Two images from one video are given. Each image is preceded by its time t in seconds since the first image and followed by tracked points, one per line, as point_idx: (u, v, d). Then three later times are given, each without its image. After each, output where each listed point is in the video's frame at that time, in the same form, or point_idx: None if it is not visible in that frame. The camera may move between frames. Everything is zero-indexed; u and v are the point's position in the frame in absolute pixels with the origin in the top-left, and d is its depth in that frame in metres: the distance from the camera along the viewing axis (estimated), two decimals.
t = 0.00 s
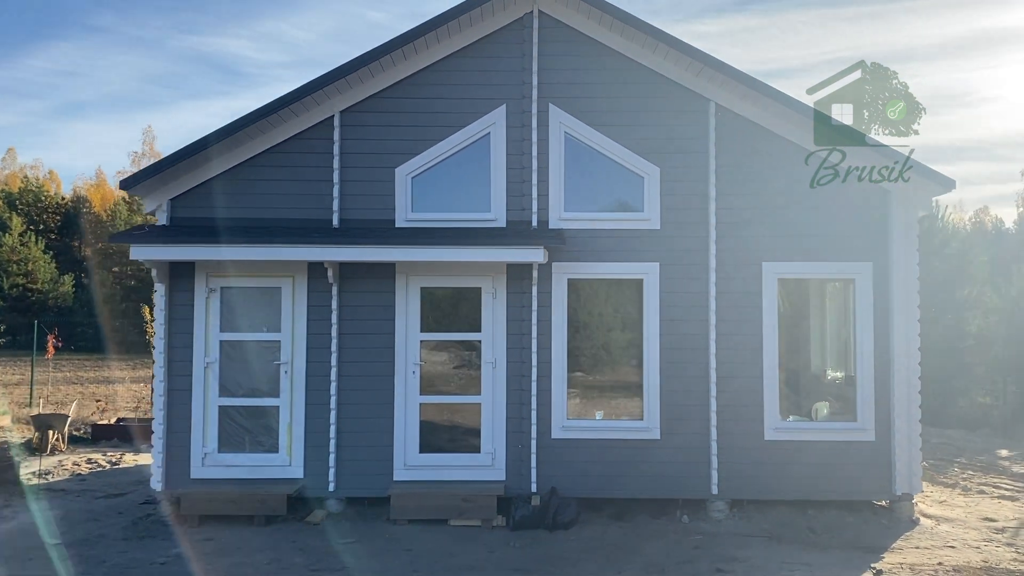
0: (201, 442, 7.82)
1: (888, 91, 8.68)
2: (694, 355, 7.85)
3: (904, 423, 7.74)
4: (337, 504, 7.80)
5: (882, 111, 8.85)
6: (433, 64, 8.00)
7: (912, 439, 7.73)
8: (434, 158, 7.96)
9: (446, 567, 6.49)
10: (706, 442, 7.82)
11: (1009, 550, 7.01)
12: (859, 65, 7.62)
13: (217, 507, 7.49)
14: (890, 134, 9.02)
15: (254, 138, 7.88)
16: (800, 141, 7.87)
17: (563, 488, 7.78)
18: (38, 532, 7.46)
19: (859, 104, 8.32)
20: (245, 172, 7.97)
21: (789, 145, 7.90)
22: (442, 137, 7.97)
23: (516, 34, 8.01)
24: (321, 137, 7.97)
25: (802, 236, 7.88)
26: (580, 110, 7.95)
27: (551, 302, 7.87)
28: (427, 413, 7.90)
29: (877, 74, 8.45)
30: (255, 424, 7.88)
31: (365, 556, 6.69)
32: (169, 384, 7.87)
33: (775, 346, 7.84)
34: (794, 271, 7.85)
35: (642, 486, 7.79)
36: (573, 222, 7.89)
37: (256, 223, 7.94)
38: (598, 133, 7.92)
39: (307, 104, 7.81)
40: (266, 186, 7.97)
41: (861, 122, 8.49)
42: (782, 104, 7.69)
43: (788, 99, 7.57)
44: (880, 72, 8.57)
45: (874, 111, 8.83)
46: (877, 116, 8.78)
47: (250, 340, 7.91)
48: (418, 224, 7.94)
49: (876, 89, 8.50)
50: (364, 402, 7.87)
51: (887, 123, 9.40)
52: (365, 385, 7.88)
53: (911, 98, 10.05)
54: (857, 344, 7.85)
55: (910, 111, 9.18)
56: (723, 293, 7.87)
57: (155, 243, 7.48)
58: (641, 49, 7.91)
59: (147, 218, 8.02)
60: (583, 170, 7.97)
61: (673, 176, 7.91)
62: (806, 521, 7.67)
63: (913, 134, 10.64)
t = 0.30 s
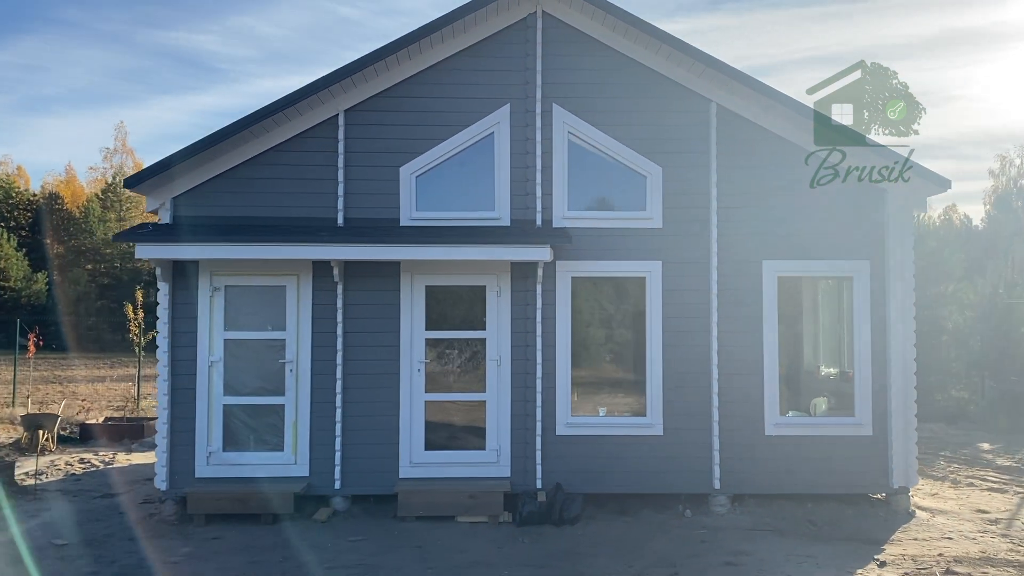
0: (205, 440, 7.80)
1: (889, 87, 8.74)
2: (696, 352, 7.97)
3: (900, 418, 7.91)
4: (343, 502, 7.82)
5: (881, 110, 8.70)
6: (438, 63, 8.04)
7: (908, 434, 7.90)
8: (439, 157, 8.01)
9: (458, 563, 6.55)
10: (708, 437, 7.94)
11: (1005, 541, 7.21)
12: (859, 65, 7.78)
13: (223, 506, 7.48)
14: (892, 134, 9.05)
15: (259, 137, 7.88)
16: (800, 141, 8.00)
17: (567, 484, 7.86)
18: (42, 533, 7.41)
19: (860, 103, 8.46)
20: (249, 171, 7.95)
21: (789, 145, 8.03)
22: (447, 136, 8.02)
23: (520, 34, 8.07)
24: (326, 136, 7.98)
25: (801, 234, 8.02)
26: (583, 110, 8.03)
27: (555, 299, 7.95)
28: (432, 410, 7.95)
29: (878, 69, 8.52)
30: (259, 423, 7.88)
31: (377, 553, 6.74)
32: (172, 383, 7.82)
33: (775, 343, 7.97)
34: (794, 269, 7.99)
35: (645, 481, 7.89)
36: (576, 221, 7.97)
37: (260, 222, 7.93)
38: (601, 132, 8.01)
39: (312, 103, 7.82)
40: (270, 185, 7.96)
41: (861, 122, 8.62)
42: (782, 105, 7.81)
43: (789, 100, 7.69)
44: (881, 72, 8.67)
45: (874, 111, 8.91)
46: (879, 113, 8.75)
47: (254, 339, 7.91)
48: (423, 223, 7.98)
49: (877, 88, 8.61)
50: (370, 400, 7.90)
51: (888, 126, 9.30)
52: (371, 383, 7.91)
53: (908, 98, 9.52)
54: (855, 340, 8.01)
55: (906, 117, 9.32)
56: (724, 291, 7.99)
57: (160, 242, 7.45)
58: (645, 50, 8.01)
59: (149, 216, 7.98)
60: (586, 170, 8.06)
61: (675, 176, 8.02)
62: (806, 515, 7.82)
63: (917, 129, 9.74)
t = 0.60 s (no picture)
0: (213, 437, 7.78)
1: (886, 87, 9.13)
2: (701, 347, 8.07)
3: (900, 411, 8.07)
4: (351, 498, 7.84)
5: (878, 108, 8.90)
6: (444, 60, 8.06)
7: (907, 427, 8.06)
8: (446, 154, 8.04)
9: (473, 557, 6.59)
10: (713, 431, 8.04)
11: (1004, 530, 7.38)
12: (859, 66, 7.92)
13: (232, 503, 7.47)
14: (890, 133, 10.36)
15: (265, 133, 7.86)
16: (801, 139, 8.12)
17: (575, 478, 7.94)
18: (49, 531, 7.35)
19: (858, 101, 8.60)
20: (256, 167, 7.94)
21: (790, 143, 8.15)
22: (454, 133, 8.05)
23: (526, 31, 8.12)
24: (333, 133, 7.98)
25: (803, 230, 8.15)
26: (589, 107, 8.10)
27: (562, 295, 8.01)
28: (440, 406, 7.98)
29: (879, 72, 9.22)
30: (267, 419, 7.87)
31: (391, 548, 6.76)
32: (179, 380, 7.79)
33: (778, 338, 8.09)
34: (797, 266, 8.12)
35: (651, 475, 7.98)
36: (583, 217, 8.04)
37: (267, 218, 7.92)
38: (607, 129, 8.08)
39: (318, 100, 7.82)
40: (277, 181, 7.95)
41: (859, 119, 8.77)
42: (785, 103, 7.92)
43: (793, 98, 7.80)
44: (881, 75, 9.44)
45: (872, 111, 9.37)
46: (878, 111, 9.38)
47: (262, 335, 7.90)
48: (430, 220, 8.01)
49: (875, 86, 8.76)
50: (378, 396, 7.92)
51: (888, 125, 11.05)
52: (379, 379, 7.93)
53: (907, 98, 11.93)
54: (855, 335, 8.15)
55: (902, 113, 10.27)
56: (729, 287, 8.09)
57: (168, 238, 7.42)
58: (649, 48, 8.09)
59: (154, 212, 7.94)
60: (592, 166, 8.13)
61: (680, 173, 8.11)
62: (809, 507, 7.96)
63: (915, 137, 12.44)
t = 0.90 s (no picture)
0: (218, 437, 7.78)
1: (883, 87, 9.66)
2: (702, 345, 8.19)
3: (896, 407, 8.23)
4: (357, 497, 7.87)
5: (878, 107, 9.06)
6: (450, 61, 8.10)
7: (903, 423, 8.23)
8: (451, 154, 8.09)
9: (485, 554, 6.66)
10: (714, 428, 8.17)
11: (999, 523, 7.57)
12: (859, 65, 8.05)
13: (239, 503, 7.47)
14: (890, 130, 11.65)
15: (271, 132, 7.86)
16: (800, 140, 8.25)
17: (579, 476, 8.03)
18: (54, 533, 7.31)
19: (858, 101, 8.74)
20: (261, 167, 7.94)
21: (789, 144, 8.28)
22: (459, 133, 8.10)
23: (530, 33, 8.19)
24: (338, 132, 8.00)
25: (802, 231, 8.29)
26: (593, 108, 8.18)
27: (567, 294, 8.09)
28: (445, 405, 8.04)
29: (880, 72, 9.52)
30: (272, 419, 7.88)
31: (402, 547, 6.81)
32: (184, 379, 7.78)
33: (778, 336, 8.22)
34: (796, 265, 8.26)
35: (654, 472, 8.09)
36: (586, 218, 8.12)
37: (272, 218, 7.93)
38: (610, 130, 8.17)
39: (325, 99, 7.83)
40: (282, 181, 7.96)
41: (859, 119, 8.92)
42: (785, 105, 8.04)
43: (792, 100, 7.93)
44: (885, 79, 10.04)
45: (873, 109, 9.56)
46: (880, 111, 9.83)
47: (267, 335, 7.91)
48: (435, 219, 8.06)
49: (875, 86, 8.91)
50: (384, 395, 7.96)
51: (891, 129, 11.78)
52: (385, 378, 7.97)
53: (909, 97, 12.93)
54: (853, 333, 8.31)
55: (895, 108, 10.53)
56: (730, 286, 8.21)
57: (174, 238, 7.41)
58: (652, 50, 8.19)
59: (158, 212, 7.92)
60: (595, 167, 8.22)
61: (682, 174, 8.22)
62: (808, 502, 8.11)
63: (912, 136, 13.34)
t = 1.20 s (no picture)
0: (225, 433, 7.78)
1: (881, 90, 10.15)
2: (704, 341, 8.32)
3: (892, 402, 8.40)
4: (364, 493, 7.91)
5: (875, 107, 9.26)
6: (456, 59, 8.16)
7: (898, 418, 8.39)
8: (458, 152, 8.15)
9: (497, 548, 6.74)
10: (716, 423, 8.30)
11: (992, 513, 7.78)
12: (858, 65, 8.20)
13: (246, 499, 7.48)
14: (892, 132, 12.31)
15: (278, 129, 7.88)
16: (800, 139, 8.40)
17: (584, 470, 8.13)
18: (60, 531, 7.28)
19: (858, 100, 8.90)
20: (267, 164, 7.94)
21: (789, 144, 8.43)
22: (465, 131, 8.15)
23: (535, 32, 8.26)
24: (344, 130, 8.02)
25: (801, 229, 8.44)
26: (598, 107, 8.27)
27: (571, 291, 8.18)
28: (451, 401, 8.10)
29: (878, 72, 9.70)
30: (279, 415, 7.89)
31: (413, 541, 6.86)
32: (190, 377, 7.77)
33: (778, 333, 8.37)
34: (796, 263, 8.41)
35: (657, 466, 8.21)
36: (590, 215, 8.22)
37: (278, 215, 7.93)
38: (614, 129, 8.27)
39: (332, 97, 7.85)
40: (288, 178, 7.97)
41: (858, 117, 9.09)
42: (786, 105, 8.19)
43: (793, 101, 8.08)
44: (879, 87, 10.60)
45: (870, 109, 9.74)
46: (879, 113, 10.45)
47: (273, 332, 7.92)
48: (442, 217, 8.11)
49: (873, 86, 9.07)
50: (391, 391, 8.00)
51: (889, 126, 12.40)
52: (391, 374, 8.01)
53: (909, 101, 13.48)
54: (850, 330, 8.47)
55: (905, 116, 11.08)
56: (731, 283, 8.35)
57: (182, 235, 7.40)
58: (656, 50, 8.30)
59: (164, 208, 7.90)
60: (598, 166, 8.32)
61: (684, 172, 8.34)
62: (807, 495, 8.27)
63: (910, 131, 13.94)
